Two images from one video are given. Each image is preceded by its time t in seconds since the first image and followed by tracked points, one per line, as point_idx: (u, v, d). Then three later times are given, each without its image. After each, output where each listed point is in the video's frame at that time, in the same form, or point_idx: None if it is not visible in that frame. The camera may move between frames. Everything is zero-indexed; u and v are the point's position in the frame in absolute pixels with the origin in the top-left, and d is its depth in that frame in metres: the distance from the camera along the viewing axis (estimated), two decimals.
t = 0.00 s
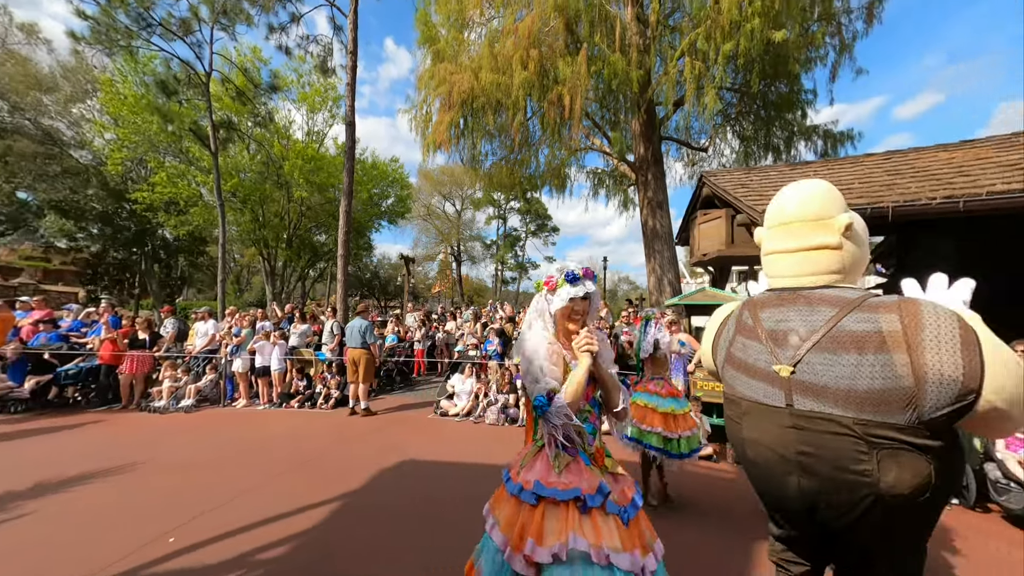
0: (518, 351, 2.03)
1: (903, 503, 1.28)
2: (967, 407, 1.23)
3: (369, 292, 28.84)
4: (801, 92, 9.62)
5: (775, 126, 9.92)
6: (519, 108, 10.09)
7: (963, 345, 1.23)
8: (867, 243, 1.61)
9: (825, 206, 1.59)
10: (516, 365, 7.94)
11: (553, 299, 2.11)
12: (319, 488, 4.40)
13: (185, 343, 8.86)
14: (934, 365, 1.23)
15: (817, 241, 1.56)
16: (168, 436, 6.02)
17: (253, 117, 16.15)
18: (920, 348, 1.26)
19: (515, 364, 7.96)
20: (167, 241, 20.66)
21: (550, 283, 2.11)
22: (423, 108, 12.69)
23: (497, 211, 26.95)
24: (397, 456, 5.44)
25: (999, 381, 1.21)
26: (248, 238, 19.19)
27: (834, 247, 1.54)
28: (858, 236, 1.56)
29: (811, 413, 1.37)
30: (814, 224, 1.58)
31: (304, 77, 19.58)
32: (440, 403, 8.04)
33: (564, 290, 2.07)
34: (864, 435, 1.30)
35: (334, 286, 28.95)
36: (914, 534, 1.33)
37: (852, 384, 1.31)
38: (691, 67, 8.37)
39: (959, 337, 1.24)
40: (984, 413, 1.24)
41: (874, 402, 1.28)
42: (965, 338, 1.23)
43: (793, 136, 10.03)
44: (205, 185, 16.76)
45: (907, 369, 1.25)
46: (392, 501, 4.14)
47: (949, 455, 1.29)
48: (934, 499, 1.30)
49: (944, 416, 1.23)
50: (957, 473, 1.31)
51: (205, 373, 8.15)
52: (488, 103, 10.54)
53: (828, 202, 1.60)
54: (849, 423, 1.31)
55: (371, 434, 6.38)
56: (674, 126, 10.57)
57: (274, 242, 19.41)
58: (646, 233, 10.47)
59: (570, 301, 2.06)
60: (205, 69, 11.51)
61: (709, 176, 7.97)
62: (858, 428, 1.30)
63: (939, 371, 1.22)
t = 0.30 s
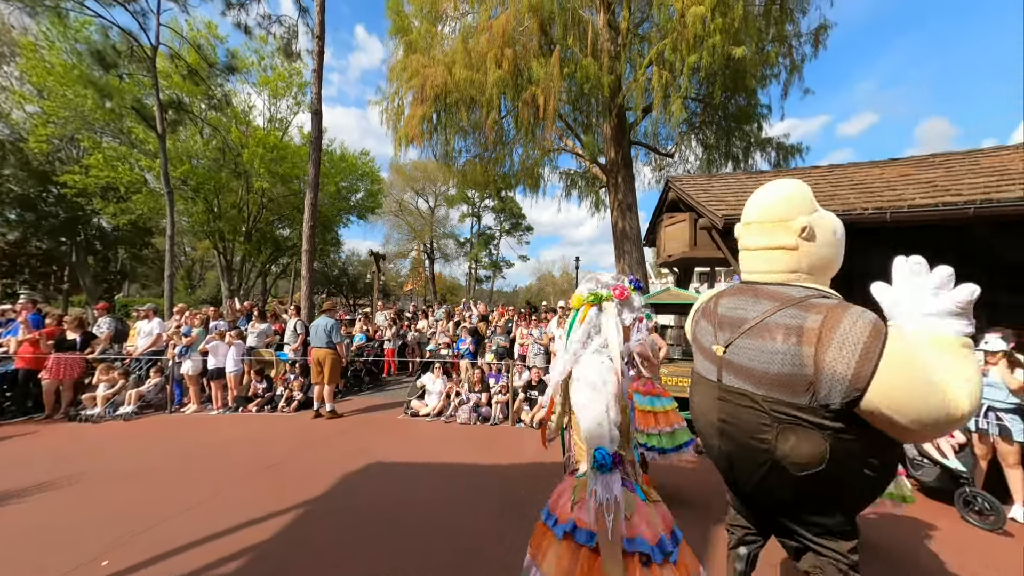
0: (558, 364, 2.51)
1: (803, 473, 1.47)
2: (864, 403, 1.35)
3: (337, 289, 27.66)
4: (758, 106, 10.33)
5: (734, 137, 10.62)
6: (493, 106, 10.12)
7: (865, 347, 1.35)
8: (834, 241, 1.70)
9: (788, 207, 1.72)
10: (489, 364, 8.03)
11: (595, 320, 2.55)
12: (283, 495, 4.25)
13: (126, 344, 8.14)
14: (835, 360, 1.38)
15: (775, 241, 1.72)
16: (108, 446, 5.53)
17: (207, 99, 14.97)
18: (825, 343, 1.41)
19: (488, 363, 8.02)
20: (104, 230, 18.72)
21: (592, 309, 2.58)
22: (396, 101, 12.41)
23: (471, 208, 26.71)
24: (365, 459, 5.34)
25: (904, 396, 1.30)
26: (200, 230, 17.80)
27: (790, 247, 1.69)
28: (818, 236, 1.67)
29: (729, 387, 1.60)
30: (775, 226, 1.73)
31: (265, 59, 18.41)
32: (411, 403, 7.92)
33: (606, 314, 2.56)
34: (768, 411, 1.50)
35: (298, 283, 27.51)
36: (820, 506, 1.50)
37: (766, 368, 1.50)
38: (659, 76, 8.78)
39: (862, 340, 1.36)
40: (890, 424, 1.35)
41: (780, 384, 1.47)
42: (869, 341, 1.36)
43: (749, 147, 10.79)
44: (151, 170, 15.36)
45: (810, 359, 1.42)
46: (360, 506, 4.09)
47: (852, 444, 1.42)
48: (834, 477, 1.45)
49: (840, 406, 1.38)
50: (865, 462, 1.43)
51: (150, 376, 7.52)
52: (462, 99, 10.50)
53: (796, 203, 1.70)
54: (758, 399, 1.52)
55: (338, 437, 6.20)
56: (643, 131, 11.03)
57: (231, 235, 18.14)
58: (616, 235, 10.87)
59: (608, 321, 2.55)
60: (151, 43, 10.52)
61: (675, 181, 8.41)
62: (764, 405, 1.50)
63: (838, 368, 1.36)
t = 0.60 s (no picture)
0: (585, 351, 2.22)
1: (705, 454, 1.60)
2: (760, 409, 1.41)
3: (302, 286, 26.30)
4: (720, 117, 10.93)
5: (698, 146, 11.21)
6: (467, 102, 10.09)
7: (768, 350, 1.42)
8: (829, 266, 1.60)
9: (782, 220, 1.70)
10: (461, 364, 8.04)
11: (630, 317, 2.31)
12: (239, 508, 4.03)
13: (53, 346, 7.35)
14: (741, 358, 1.47)
15: (757, 248, 1.75)
16: (33, 461, 5.02)
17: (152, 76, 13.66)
18: (738, 342, 1.52)
19: (460, 362, 7.97)
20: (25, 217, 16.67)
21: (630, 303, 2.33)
22: (367, 92, 12.07)
23: (445, 205, 26.24)
24: (330, 465, 5.15)
25: (792, 407, 1.34)
26: (145, 220, 16.31)
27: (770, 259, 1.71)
28: (806, 252, 1.63)
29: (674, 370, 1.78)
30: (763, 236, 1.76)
31: (222, 38, 17.14)
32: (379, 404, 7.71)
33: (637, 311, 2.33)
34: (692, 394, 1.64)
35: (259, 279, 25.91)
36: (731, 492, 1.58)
37: (699, 357, 1.66)
38: (629, 83, 8.96)
39: (766, 346, 1.43)
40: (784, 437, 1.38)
41: (703, 373, 1.62)
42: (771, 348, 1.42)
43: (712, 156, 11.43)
44: (86, 152, 13.90)
45: (725, 355, 1.54)
46: (324, 515, 3.94)
47: (758, 442, 1.47)
48: (739, 468, 1.51)
49: (740, 400, 1.47)
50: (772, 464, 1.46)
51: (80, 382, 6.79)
52: (435, 94, 10.44)
53: (793, 215, 1.67)
54: (688, 383, 1.67)
55: (299, 443, 5.92)
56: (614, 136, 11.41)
57: (181, 226, 16.75)
58: (588, 236, 11.17)
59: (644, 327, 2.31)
60: (83, 8, 9.43)
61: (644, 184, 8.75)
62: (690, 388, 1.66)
63: (741, 366, 1.46)
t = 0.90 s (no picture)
0: (628, 347, 1.71)
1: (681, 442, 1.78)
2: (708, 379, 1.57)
3: (263, 283, 24.73)
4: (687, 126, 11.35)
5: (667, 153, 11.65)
6: (441, 98, 9.96)
7: (716, 321, 1.61)
8: (795, 252, 1.71)
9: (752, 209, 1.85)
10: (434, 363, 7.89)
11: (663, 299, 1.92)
12: (189, 523, 3.71)
13: None
14: (695, 334, 1.67)
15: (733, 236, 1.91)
16: None
17: (87, 48, 12.28)
18: (696, 320, 1.73)
19: (432, 361, 7.80)
20: None
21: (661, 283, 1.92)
22: (337, 82, 11.56)
23: (418, 202, 25.58)
24: (292, 472, 4.87)
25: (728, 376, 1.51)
26: (77, 207, 14.69)
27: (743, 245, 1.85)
28: (769, 238, 1.76)
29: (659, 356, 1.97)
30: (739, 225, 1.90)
31: (174, 13, 15.82)
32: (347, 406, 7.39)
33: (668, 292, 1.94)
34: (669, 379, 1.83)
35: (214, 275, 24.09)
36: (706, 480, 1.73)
37: (675, 341, 1.86)
38: (602, 88, 9.07)
39: (712, 323, 1.61)
40: (731, 405, 1.53)
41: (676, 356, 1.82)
42: (717, 320, 1.60)
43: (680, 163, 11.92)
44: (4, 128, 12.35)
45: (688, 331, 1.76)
46: (287, 525, 3.73)
47: (719, 420, 1.63)
48: (705, 446, 1.68)
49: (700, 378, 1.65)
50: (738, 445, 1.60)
51: None
52: (409, 88, 10.29)
53: (763, 205, 1.79)
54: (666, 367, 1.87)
55: (258, 449, 5.54)
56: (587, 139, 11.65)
57: (121, 215, 15.22)
58: (561, 236, 11.32)
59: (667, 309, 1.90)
60: None
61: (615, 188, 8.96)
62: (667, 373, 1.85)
63: (695, 337, 1.66)
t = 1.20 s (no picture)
0: (611, 368, 1.90)
1: (679, 451, 2.31)
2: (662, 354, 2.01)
3: (221, 281, 23.05)
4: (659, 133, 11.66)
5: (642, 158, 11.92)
6: (416, 93, 9.69)
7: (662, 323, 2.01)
8: (717, 244, 2.36)
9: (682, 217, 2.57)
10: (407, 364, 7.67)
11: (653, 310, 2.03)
12: (124, 542, 3.35)
13: None
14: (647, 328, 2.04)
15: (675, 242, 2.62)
16: None
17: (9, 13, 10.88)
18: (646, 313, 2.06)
19: (406, 362, 7.55)
20: None
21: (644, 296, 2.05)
22: (306, 69, 10.97)
23: (392, 199, 24.72)
24: (248, 480, 4.53)
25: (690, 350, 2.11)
26: None
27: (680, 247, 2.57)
28: (696, 242, 2.42)
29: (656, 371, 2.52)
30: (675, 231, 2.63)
31: None
32: (313, 410, 7.00)
33: (662, 303, 2.01)
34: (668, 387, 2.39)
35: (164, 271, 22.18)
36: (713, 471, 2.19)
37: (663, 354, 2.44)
38: (576, 92, 9.12)
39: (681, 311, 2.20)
40: (704, 376, 2.09)
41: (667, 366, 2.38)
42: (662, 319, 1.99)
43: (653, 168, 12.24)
44: None
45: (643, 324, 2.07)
46: (238, 538, 3.45)
47: (707, 406, 2.18)
48: (701, 431, 2.20)
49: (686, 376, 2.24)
50: (713, 423, 2.14)
51: None
52: (382, 81, 10.05)
53: (684, 224, 2.51)
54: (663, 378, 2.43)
55: (211, 457, 5.12)
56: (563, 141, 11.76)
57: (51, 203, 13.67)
58: (537, 237, 11.31)
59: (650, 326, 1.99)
60: None
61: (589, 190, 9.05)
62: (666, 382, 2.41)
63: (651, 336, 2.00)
